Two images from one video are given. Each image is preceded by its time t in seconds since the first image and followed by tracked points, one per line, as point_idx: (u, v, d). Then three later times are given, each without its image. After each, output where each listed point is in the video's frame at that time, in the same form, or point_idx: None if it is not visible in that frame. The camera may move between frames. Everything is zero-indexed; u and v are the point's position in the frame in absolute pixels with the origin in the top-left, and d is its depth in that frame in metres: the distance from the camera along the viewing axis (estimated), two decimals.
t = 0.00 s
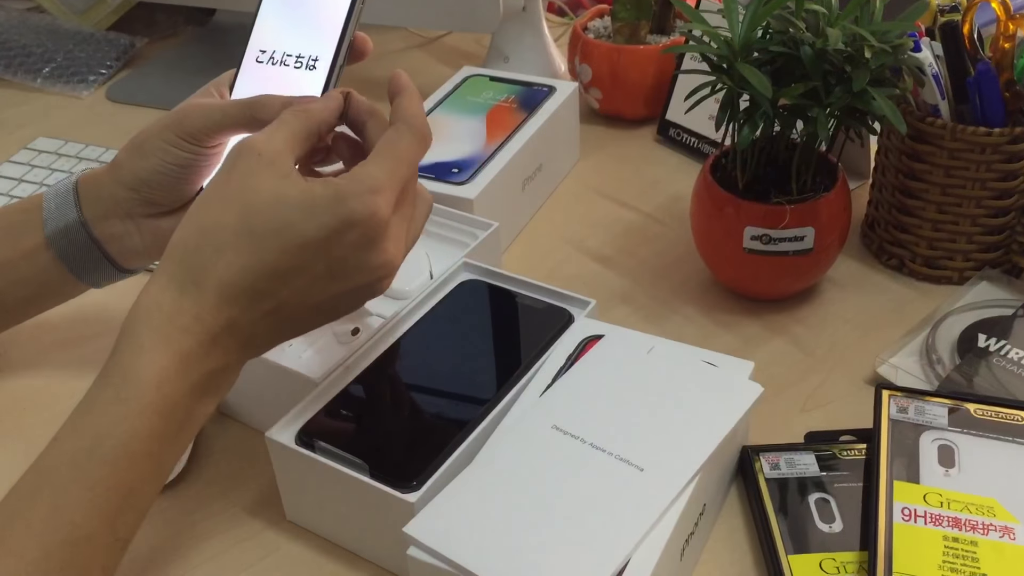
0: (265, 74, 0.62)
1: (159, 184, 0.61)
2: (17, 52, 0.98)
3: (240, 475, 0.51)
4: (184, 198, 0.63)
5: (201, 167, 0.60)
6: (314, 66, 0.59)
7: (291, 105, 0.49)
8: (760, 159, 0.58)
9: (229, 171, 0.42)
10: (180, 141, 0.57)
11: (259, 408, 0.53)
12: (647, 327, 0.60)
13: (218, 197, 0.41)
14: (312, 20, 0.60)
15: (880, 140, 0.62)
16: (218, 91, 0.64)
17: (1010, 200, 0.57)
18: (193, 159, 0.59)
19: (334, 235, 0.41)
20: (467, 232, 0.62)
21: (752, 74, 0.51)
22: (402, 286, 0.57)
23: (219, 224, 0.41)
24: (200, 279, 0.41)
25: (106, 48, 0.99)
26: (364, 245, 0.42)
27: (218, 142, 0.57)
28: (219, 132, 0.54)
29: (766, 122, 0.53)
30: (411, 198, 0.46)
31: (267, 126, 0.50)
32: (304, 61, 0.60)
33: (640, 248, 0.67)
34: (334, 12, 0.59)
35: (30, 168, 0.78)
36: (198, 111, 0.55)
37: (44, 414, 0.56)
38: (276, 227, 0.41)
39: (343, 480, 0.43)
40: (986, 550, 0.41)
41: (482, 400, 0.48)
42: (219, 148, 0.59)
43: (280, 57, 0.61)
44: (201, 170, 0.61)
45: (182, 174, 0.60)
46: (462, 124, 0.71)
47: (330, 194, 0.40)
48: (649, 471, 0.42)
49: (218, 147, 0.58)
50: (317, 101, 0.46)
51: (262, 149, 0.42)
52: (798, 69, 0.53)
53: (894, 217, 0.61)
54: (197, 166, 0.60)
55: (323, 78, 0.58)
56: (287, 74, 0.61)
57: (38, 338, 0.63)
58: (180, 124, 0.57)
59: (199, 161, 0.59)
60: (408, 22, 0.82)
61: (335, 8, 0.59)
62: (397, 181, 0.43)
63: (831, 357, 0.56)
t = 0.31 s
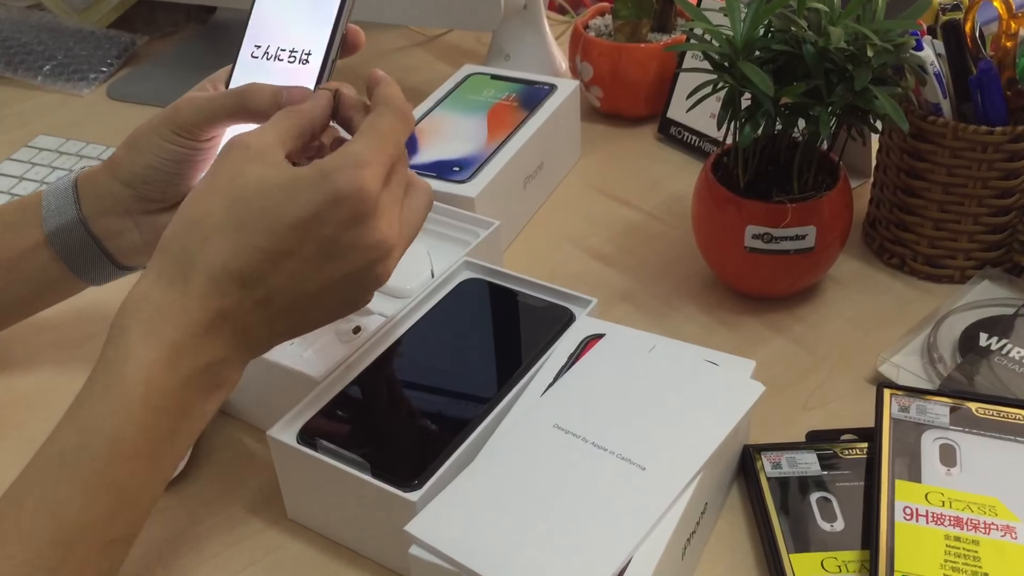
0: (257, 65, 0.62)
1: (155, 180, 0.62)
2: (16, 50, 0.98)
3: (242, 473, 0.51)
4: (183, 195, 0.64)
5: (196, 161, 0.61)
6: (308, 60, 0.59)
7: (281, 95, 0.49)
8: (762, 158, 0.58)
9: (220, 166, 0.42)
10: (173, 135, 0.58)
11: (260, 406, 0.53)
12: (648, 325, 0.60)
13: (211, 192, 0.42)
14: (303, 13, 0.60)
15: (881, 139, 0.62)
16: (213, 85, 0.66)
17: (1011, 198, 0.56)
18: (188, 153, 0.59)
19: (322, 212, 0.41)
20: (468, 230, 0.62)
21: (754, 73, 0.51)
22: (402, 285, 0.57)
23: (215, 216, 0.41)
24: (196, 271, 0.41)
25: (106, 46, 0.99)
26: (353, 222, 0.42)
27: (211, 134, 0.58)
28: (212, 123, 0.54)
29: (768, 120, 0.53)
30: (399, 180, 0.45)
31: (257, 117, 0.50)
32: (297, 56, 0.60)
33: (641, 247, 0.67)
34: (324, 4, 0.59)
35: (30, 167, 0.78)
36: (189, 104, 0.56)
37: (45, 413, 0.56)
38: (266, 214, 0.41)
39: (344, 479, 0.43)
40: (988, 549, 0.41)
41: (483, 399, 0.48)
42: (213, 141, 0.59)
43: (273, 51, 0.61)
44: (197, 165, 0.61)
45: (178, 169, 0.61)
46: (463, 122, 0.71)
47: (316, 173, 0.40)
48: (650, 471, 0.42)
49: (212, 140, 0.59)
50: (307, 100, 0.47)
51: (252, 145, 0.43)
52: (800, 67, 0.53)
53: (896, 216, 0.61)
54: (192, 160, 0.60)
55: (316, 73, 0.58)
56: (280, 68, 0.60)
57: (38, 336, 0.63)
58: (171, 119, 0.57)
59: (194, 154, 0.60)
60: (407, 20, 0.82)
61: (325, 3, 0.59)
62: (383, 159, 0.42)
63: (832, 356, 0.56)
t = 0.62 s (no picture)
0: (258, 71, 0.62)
1: (161, 191, 0.61)
2: (16, 51, 0.98)
3: (244, 473, 0.52)
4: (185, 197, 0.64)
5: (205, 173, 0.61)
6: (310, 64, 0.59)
7: (292, 102, 0.49)
8: (763, 158, 0.58)
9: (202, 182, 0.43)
10: (183, 146, 0.58)
11: (261, 407, 0.53)
12: (649, 325, 0.60)
13: (197, 196, 0.42)
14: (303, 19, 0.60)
15: (882, 138, 0.62)
16: (213, 93, 0.66)
17: (1012, 198, 0.56)
18: (197, 164, 0.59)
19: (275, 216, 0.40)
20: (469, 230, 0.62)
21: (754, 72, 0.51)
22: (403, 285, 0.57)
23: (205, 216, 0.41)
24: (194, 272, 0.41)
25: (107, 46, 0.99)
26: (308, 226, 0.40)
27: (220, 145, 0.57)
28: (218, 131, 0.54)
29: (768, 120, 0.53)
30: (369, 188, 0.44)
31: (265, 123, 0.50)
32: (299, 62, 0.60)
33: (642, 247, 0.67)
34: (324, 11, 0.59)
35: (31, 167, 0.78)
36: (199, 115, 0.56)
37: (46, 414, 0.56)
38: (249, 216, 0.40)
39: (345, 478, 0.43)
40: (988, 548, 0.41)
41: (484, 399, 0.48)
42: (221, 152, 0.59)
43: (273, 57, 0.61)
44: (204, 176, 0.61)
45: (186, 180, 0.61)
46: (464, 123, 0.71)
47: (269, 178, 0.40)
48: (651, 470, 0.42)
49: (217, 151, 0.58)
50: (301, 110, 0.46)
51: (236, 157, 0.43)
52: (800, 67, 0.53)
53: (896, 215, 0.61)
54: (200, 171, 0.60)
55: (322, 77, 0.58)
56: (281, 75, 0.60)
57: (41, 337, 0.63)
58: (182, 129, 0.57)
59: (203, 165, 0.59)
60: (409, 21, 0.82)
61: (325, 8, 0.59)
62: (338, 163, 0.41)
63: (833, 356, 0.56)
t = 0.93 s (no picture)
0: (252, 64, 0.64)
1: (155, 186, 0.62)
2: (18, 53, 0.98)
3: (245, 474, 0.52)
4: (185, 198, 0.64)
5: (197, 166, 0.61)
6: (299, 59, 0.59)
7: (273, 90, 0.49)
8: (762, 158, 0.58)
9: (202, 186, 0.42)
10: (171, 139, 0.58)
11: (261, 407, 0.53)
12: (648, 325, 0.60)
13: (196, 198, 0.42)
14: (292, 13, 0.61)
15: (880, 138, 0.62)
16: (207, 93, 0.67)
17: (1010, 197, 0.57)
18: (186, 155, 0.60)
19: (279, 230, 0.40)
20: (468, 231, 0.62)
21: (752, 72, 0.51)
22: (402, 285, 0.57)
23: (200, 217, 0.41)
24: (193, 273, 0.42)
25: (108, 49, 1.00)
26: (322, 247, 0.41)
27: (209, 134, 0.58)
28: (210, 118, 0.55)
29: (766, 120, 0.53)
30: (377, 196, 0.44)
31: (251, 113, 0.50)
32: (289, 57, 0.60)
33: (642, 247, 0.67)
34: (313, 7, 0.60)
35: (32, 169, 0.78)
36: (184, 106, 0.57)
37: (47, 415, 0.56)
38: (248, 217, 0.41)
39: (345, 479, 0.43)
40: (986, 547, 0.41)
41: (483, 399, 0.48)
42: (211, 142, 0.60)
43: (265, 50, 0.62)
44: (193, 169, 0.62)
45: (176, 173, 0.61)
46: (464, 123, 0.71)
47: (285, 199, 0.40)
48: (650, 470, 0.42)
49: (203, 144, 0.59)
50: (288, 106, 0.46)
51: (230, 159, 0.42)
52: (798, 67, 0.53)
53: (895, 215, 0.61)
54: (190, 163, 0.61)
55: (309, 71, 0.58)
56: (272, 70, 0.61)
57: (42, 338, 0.63)
58: (169, 123, 0.58)
59: (192, 157, 0.60)
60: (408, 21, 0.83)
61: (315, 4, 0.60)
62: (351, 178, 0.42)
63: (832, 355, 0.56)
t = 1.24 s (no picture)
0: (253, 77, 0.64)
1: (164, 205, 0.62)
2: (21, 57, 0.99)
3: (248, 477, 0.52)
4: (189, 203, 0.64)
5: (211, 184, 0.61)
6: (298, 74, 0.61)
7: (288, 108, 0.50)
8: (762, 161, 0.58)
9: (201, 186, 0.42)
10: (183, 158, 0.58)
11: (265, 410, 0.54)
12: (649, 327, 0.60)
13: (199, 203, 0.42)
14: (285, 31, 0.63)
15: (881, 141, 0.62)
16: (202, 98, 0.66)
17: (1009, 199, 0.57)
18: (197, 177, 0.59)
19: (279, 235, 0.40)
20: (469, 233, 0.62)
21: (752, 76, 0.51)
22: (405, 289, 0.58)
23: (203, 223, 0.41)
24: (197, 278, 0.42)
25: (110, 53, 1.00)
26: (303, 230, 0.40)
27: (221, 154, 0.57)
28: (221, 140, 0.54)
29: (766, 123, 0.54)
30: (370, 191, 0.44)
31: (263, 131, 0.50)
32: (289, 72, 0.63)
33: (643, 250, 0.67)
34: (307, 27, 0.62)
35: (36, 173, 0.79)
36: (197, 125, 0.56)
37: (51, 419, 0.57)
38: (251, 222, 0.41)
39: (348, 481, 0.44)
40: (986, 548, 0.41)
41: (485, 402, 0.48)
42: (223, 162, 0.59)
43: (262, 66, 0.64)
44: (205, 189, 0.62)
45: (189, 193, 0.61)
46: (465, 126, 0.71)
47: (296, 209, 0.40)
48: (651, 473, 0.42)
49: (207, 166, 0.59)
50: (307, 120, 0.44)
51: (233, 166, 0.43)
52: (798, 71, 0.53)
53: (895, 217, 0.61)
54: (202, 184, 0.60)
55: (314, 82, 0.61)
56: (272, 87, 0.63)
57: (46, 342, 0.64)
58: (181, 142, 0.57)
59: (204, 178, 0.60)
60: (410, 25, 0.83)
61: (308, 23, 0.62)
62: (337, 169, 0.41)
63: (832, 357, 0.57)
